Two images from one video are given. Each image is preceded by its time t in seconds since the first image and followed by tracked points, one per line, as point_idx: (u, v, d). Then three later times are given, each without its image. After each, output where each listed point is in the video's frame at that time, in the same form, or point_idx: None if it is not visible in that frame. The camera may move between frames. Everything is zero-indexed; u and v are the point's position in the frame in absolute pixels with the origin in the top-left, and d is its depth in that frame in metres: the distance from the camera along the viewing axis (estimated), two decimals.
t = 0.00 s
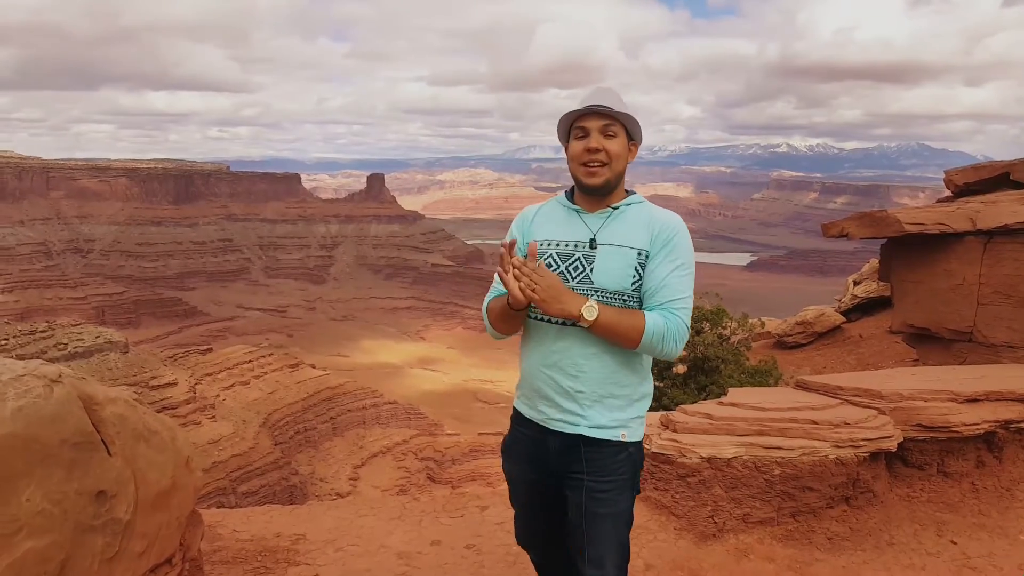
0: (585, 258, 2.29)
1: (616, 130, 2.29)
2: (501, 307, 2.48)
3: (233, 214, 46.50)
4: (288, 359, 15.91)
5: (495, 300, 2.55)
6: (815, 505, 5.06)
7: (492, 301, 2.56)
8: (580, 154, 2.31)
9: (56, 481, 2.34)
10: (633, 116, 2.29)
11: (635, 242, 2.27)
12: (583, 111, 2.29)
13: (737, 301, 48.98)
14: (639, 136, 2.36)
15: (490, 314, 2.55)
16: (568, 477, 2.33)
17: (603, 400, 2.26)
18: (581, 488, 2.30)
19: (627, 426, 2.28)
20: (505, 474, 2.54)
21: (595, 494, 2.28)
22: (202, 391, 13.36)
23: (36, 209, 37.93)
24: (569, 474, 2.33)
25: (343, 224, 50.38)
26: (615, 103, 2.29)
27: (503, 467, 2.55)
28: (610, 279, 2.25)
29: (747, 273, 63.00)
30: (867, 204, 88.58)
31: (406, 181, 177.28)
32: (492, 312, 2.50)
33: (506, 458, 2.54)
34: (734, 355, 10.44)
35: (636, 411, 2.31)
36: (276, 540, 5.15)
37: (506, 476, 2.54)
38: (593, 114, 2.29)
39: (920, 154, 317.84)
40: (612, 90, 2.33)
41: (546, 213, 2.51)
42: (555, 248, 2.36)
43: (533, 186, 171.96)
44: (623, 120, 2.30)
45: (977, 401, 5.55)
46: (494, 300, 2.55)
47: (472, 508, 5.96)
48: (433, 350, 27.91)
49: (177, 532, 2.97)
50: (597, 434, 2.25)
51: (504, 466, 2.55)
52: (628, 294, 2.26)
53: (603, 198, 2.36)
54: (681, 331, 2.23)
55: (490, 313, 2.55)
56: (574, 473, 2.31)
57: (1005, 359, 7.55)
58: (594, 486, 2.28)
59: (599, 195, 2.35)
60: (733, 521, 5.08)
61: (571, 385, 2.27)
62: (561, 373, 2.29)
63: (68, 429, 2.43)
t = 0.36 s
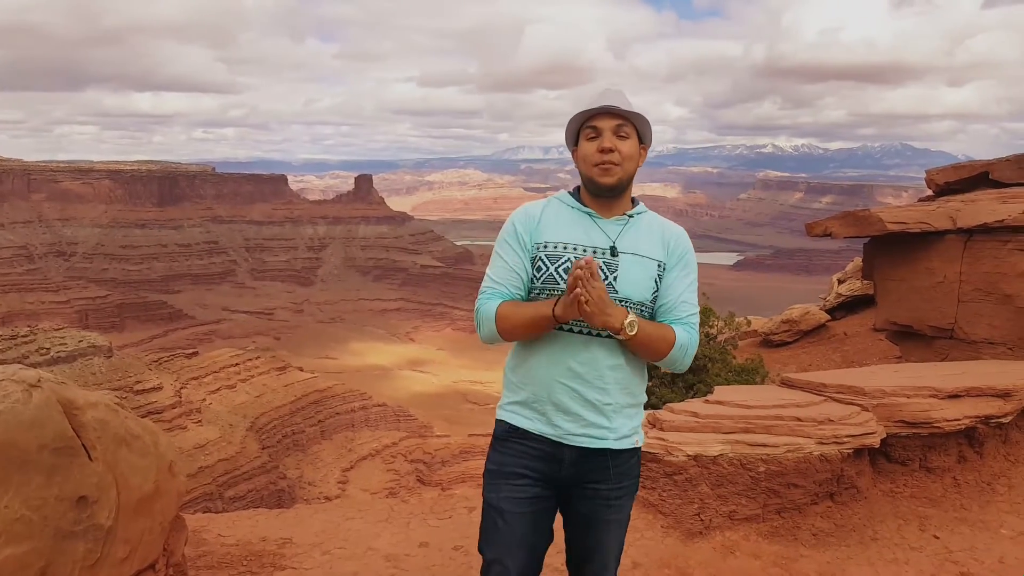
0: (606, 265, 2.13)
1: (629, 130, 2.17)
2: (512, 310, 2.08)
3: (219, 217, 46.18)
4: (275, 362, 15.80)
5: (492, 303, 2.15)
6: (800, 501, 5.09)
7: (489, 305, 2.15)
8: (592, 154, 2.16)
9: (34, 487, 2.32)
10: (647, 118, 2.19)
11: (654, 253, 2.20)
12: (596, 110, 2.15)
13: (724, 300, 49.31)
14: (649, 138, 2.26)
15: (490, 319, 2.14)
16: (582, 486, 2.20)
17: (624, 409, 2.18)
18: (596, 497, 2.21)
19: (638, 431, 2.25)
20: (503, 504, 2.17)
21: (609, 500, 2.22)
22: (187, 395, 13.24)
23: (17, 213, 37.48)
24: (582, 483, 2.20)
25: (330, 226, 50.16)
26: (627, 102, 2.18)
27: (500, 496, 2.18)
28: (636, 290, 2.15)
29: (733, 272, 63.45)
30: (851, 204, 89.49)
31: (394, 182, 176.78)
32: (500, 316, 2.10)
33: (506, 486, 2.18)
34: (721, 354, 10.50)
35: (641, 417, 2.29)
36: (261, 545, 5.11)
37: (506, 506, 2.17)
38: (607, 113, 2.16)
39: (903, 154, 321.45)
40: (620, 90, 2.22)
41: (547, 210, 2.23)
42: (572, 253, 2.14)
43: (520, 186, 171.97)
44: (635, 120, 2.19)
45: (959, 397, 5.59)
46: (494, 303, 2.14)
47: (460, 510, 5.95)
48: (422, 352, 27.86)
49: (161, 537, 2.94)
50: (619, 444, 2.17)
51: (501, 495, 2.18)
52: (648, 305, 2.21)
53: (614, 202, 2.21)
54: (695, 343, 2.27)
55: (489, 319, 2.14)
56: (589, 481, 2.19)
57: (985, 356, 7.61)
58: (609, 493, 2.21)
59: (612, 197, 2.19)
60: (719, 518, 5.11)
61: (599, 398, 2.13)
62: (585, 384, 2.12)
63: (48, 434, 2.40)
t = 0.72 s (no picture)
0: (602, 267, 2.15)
1: (611, 133, 2.19)
2: (521, 310, 2.02)
3: (204, 219, 45.87)
4: (262, 365, 15.71)
5: (495, 307, 2.08)
6: (786, 499, 5.15)
7: (492, 309, 2.07)
8: (576, 155, 2.17)
9: (19, 491, 2.31)
10: (628, 122, 2.22)
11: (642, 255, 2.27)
12: (579, 113, 2.17)
13: (710, 300, 49.56)
14: (630, 140, 2.29)
15: (496, 322, 2.05)
16: (587, 490, 2.20)
17: (625, 407, 2.22)
18: (599, 499, 2.23)
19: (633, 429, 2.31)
20: (518, 517, 2.12)
21: (610, 503, 2.25)
22: (173, 399, 13.16)
23: None
24: (588, 488, 2.20)
25: (317, 228, 49.92)
26: (607, 106, 2.21)
27: (513, 509, 2.12)
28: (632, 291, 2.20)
29: (720, 272, 63.84)
30: (836, 204, 90.28)
31: (380, 184, 176.34)
32: (508, 317, 2.02)
33: (518, 499, 2.12)
34: (707, 353, 10.58)
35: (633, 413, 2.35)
36: (248, 547, 5.10)
37: (521, 519, 2.12)
38: (590, 115, 2.18)
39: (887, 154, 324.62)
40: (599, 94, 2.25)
41: (535, 215, 2.21)
42: (570, 255, 2.14)
43: (507, 188, 172.12)
44: (616, 122, 2.22)
45: (943, 394, 5.67)
46: (500, 307, 2.06)
47: (447, 511, 5.97)
48: (410, 354, 27.79)
49: (146, 541, 2.93)
50: (624, 444, 2.20)
51: (512, 508, 2.12)
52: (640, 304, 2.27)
53: (597, 204, 2.23)
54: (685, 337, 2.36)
55: (495, 321, 2.06)
56: (595, 485, 2.20)
57: (968, 353, 7.72)
58: (611, 495, 2.24)
59: (597, 199, 2.21)
60: (705, 517, 5.17)
61: (606, 400, 2.14)
62: (595, 384, 2.12)
63: (32, 438, 2.40)
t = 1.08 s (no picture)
0: (593, 271, 2.17)
1: (597, 140, 2.19)
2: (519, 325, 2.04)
3: (198, 220, 45.71)
4: (256, 365, 15.69)
5: (492, 320, 2.09)
6: (779, 498, 5.18)
7: (489, 321, 2.09)
8: (562, 166, 2.18)
9: (12, 491, 2.31)
10: (615, 126, 2.21)
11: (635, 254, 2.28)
12: (564, 121, 2.15)
13: (704, 300, 49.69)
14: (617, 142, 2.28)
15: (492, 335, 2.07)
16: (590, 492, 2.23)
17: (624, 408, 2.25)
18: (603, 499, 2.25)
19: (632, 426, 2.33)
20: (532, 526, 2.14)
21: (613, 501, 2.27)
22: (167, 399, 13.12)
23: None
24: (591, 490, 2.22)
25: (310, 228, 49.82)
26: (594, 110, 2.19)
27: (525, 518, 2.15)
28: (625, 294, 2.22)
29: (713, 271, 64.02)
30: (829, 203, 90.68)
31: (374, 184, 175.91)
32: (505, 331, 2.04)
33: (530, 508, 2.14)
34: (701, 353, 10.61)
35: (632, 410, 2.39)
36: (242, 547, 5.10)
37: (534, 527, 2.14)
38: (573, 125, 2.17)
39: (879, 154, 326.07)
40: (584, 96, 2.23)
41: (524, 224, 2.21)
42: (563, 262, 2.15)
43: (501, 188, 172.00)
44: (603, 129, 2.19)
45: (936, 393, 5.72)
46: (498, 321, 2.07)
47: (441, 510, 5.99)
48: (404, 354, 27.77)
49: (140, 541, 2.94)
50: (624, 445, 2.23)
51: (524, 517, 2.15)
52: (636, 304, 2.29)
53: (586, 209, 2.24)
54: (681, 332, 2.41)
55: (492, 335, 2.07)
56: (599, 487, 2.23)
57: (961, 352, 7.79)
58: (613, 494, 2.26)
59: (584, 206, 2.23)
60: (699, 515, 5.20)
61: (606, 404, 2.16)
62: (597, 390, 2.14)
63: (26, 438, 2.40)
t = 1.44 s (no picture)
0: (589, 268, 2.14)
1: (598, 132, 2.20)
2: (501, 324, 2.09)
3: (195, 217, 45.62)
4: (254, 363, 15.69)
5: (478, 318, 2.16)
6: (776, 497, 5.20)
7: (475, 320, 2.15)
8: (563, 158, 2.19)
9: (9, 488, 2.31)
10: (616, 119, 2.23)
11: (637, 253, 2.25)
12: (565, 114, 2.18)
13: (702, 299, 49.75)
14: (619, 137, 2.29)
15: (476, 333, 2.14)
16: (582, 492, 2.21)
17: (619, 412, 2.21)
18: (597, 501, 2.23)
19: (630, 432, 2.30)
20: (511, 517, 2.12)
21: (607, 504, 2.24)
22: (165, 397, 13.11)
23: None
24: (583, 489, 2.20)
25: (308, 226, 49.78)
26: (595, 106, 2.22)
27: (507, 509, 2.13)
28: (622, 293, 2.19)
29: (711, 271, 64.07)
30: (827, 202, 90.81)
31: (373, 183, 175.66)
32: (487, 330, 2.10)
33: (512, 498, 2.13)
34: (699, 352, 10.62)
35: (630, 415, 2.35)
36: (239, 545, 5.10)
37: (514, 519, 2.12)
38: (576, 116, 2.19)
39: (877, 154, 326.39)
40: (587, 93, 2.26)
41: (522, 222, 2.24)
42: (555, 260, 2.14)
43: (499, 186, 171.91)
44: (605, 122, 2.21)
45: (933, 393, 5.74)
46: (478, 318, 2.15)
47: (439, 508, 5.99)
48: (401, 352, 27.75)
49: (137, 538, 2.93)
50: (617, 448, 2.20)
51: (506, 507, 2.14)
52: (636, 304, 2.26)
53: (589, 206, 2.24)
54: (688, 341, 2.35)
55: (475, 334, 2.14)
56: (592, 487, 2.20)
57: (959, 352, 7.81)
58: (608, 496, 2.24)
59: (585, 202, 2.22)
60: (697, 514, 5.21)
61: (597, 404, 2.14)
62: (585, 391, 2.13)
63: (24, 435, 2.40)
